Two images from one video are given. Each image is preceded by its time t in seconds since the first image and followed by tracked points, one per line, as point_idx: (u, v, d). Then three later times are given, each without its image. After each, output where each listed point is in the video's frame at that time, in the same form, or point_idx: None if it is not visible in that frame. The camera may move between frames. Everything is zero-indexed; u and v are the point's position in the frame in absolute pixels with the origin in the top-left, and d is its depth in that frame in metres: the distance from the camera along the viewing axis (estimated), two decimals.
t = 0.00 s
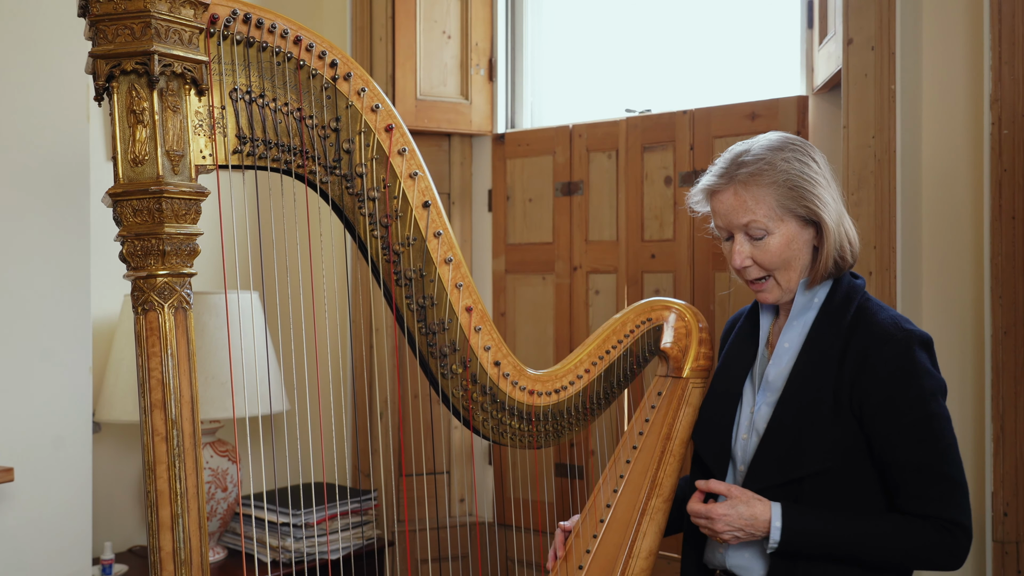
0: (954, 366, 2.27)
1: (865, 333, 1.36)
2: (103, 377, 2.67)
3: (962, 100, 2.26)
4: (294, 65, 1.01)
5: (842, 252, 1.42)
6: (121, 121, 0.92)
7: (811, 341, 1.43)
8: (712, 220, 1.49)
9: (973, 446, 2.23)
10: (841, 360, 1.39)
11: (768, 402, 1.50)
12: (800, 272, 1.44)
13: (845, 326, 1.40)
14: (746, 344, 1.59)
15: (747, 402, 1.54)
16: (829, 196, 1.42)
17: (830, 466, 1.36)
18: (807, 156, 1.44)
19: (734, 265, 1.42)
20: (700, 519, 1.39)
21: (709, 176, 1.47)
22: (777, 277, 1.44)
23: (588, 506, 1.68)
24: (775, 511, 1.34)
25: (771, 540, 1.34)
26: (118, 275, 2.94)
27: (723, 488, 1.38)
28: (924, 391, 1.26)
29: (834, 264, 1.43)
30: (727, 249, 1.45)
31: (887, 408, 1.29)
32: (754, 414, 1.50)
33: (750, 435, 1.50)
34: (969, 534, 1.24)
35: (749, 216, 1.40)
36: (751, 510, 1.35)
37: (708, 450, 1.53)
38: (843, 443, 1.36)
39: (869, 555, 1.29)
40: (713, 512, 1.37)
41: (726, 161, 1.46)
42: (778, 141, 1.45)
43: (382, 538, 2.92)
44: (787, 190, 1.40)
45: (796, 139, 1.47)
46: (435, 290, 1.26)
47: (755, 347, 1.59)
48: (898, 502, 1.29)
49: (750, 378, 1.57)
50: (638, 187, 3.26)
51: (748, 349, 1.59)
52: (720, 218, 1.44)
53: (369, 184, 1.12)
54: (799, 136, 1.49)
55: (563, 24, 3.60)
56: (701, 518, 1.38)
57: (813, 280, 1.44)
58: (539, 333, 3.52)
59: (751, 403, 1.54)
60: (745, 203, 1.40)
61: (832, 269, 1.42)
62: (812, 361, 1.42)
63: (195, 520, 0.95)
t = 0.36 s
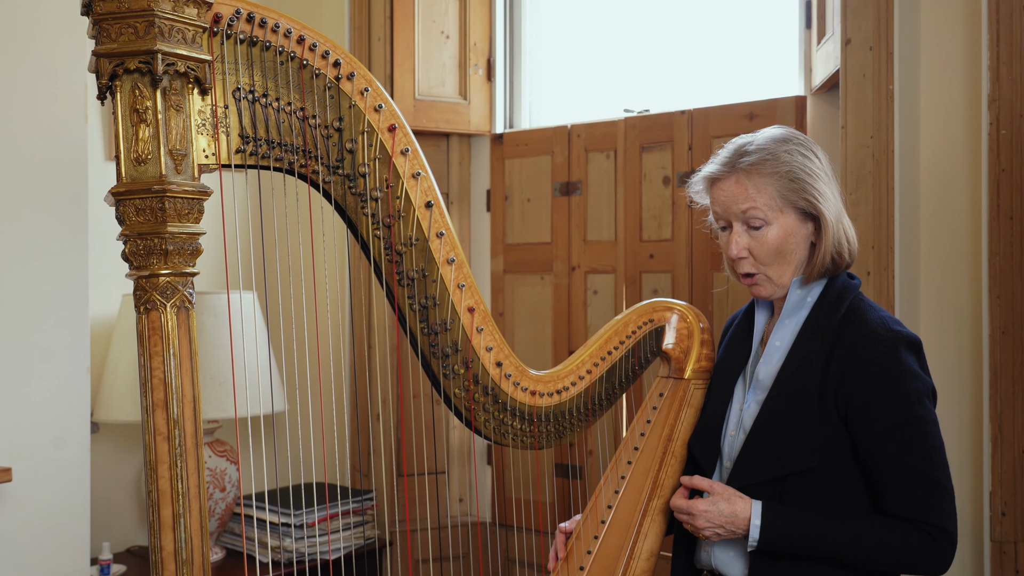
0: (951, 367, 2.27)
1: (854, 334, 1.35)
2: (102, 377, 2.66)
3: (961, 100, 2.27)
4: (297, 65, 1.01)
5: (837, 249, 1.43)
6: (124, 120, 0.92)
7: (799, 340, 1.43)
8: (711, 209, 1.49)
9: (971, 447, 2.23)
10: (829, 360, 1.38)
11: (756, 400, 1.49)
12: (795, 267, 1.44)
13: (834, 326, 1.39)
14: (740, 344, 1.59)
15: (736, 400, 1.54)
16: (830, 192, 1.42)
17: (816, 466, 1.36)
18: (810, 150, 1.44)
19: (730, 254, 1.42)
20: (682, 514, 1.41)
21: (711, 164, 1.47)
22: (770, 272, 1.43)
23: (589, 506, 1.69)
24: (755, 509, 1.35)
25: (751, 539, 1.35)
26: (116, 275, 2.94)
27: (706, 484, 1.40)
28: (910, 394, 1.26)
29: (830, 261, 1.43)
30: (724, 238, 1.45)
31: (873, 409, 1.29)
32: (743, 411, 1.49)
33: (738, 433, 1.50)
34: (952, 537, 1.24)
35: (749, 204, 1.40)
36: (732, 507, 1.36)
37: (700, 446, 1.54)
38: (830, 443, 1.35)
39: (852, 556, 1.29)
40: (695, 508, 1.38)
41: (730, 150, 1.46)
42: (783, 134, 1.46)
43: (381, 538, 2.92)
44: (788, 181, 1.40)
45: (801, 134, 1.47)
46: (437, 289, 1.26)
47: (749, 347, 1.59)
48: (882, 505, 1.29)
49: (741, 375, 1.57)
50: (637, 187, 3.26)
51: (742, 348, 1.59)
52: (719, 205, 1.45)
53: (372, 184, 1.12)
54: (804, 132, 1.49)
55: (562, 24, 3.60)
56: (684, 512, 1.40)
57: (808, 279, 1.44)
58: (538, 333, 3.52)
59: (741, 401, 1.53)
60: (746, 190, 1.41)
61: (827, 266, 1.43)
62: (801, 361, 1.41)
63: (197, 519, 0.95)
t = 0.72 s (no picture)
0: (948, 366, 2.28)
1: (864, 336, 1.36)
2: (98, 377, 2.66)
3: (957, 101, 2.28)
4: (294, 65, 1.01)
5: (851, 254, 1.43)
6: (121, 119, 0.92)
7: (808, 341, 1.43)
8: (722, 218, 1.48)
9: (968, 446, 2.23)
10: (838, 361, 1.38)
11: (763, 402, 1.49)
12: (809, 273, 1.44)
13: (844, 328, 1.39)
14: (746, 344, 1.59)
15: (741, 402, 1.54)
16: (840, 198, 1.43)
17: (824, 466, 1.36)
18: (818, 157, 1.45)
19: (746, 263, 1.42)
20: (691, 513, 1.39)
21: (721, 174, 1.46)
22: (785, 276, 1.44)
23: (585, 506, 1.68)
24: (766, 509, 1.35)
25: (762, 538, 1.35)
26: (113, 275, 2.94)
27: (715, 483, 1.39)
28: (921, 395, 1.26)
29: (844, 266, 1.43)
30: (738, 248, 1.44)
31: (884, 410, 1.29)
32: (750, 413, 1.49)
33: (744, 434, 1.49)
34: (960, 536, 1.25)
35: (763, 214, 1.39)
36: (743, 505, 1.36)
37: (703, 445, 1.53)
38: (839, 444, 1.36)
39: (861, 556, 1.30)
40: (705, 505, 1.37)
41: (739, 160, 1.45)
42: (790, 142, 1.45)
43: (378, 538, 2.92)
44: (801, 189, 1.40)
45: (807, 140, 1.47)
46: (434, 289, 1.26)
47: (753, 348, 1.58)
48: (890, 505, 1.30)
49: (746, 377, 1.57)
50: (634, 187, 3.26)
51: (746, 350, 1.58)
52: (732, 216, 1.44)
53: (368, 184, 1.12)
54: (809, 138, 1.49)
55: (559, 24, 3.60)
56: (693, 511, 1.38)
57: (824, 282, 1.44)
58: (535, 333, 3.52)
59: (747, 403, 1.53)
60: (760, 200, 1.40)
61: (842, 271, 1.43)
62: (810, 362, 1.41)
63: (193, 521, 0.95)
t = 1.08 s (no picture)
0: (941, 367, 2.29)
1: (869, 330, 1.36)
2: (92, 378, 2.65)
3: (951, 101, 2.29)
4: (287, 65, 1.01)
5: (848, 249, 1.43)
6: (114, 120, 0.92)
7: (813, 336, 1.43)
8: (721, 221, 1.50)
9: (961, 446, 2.24)
10: (843, 356, 1.39)
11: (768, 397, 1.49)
12: (808, 270, 1.45)
13: (847, 322, 1.40)
14: (750, 343, 1.60)
15: (746, 398, 1.54)
16: (836, 196, 1.43)
17: (828, 459, 1.36)
18: (813, 157, 1.45)
19: (744, 264, 1.43)
20: (700, 526, 1.36)
21: (717, 179, 1.48)
22: (785, 275, 1.45)
23: (579, 506, 1.68)
24: (778, 513, 1.35)
25: (776, 543, 1.34)
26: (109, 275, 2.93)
27: (723, 493, 1.36)
28: (926, 387, 1.27)
29: (842, 262, 1.43)
30: (737, 249, 1.46)
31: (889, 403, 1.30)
32: (755, 407, 1.50)
33: (749, 429, 1.50)
34: (965, 526, 1.27)
35: (758, 215, 1.41)
36: (754, 512, 1.35)
37: (707, 446, 1.54)
38: (844, 438, 1.36)
39: (869, 549, 1.30)
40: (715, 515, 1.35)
41: (734, 164, 1.47)
42: (784, 144, 1.46)
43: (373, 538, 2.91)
44: (795, 189, 1.41)
45: (801, 142, 1.48)
46: (427, 289, 1.26)
47: (758, 347, 1.59)
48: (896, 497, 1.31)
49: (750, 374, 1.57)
50: (629, 187, 3.26)
51: (751, 348, 1.59)
52: (730, 218, 1.45)
53: (362, 184, 1.13)
54: (803, 138, 1.50)
55: (554, 24, 3.61)
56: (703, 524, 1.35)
57: (824, 278, 1.44)
58: (529, 333, 3.53)
59: (752, 400, 1.53)
60: (755, 202, 1.41)
61: (840, 267, 1.43)
62: (815, 357, 1.41)
63: (187, 521, 0.95)
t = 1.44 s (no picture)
0: (936, 367, 2.30)
1: (836, 334, 1.28)
2: (87, 378, 2.64)
3: (945, 101, 2.30)
4: (285, 65, 1.01)
5: (822, 242, 1.35)
6: (111, 119, 0.92)
7: (784, 339, 1.36)
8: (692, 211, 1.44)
9: (956, 445, 2.25)
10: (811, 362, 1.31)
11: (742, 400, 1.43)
12: (781, 264, 1.37)
13: (819, 324, 1.32)
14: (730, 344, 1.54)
15: (721, 402, 1.49)
16: (809, 186, 1.35)
17: (792, 473, 1.29)
18: (786, 145, 1.38)
19: (711, 257, 1.37)
20: None
21: (686, 167, 1.42)
22: (756, 269, 1.38)
23: (576, 506, 1.69)
24: None
25: None
26: (103, 276, 2.92)
27: None
28: (891, 400, 1.18)
29: (815, 256, 1.35)
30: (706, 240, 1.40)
31: (853, 412, 1.21)
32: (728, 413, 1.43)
33: (723, 433, 1.45)
34: (935, 550, 1.17)
35: (724, 206, 1.35)
36: None
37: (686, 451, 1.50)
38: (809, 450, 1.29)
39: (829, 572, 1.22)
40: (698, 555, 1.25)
41: (703, 152, 1.40)
42: (757, 130, 1.39)
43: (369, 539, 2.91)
44: (763, 179, 1.34)
45: (776, 127, 1.41)
46: (425, 290, 1.26)
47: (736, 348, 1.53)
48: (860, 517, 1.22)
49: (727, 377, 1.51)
50: (624, 187, 3.27)
51: (730, 348, 1.54)
52: (698, 209, 1.40)
53: (360, 184, 1.12)
54: (780, 124, 1.43)
55: (549, 24, 3.61)
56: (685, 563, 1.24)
57: (793, 274, 1.37)
58: (524, 333, 3.53)
59: (727, 403, 1.48)
60: (720, 192, 1.35)
61: (812, 261, 1.35)
62: (782, 363, 1.34)
63: (184, 520, 0.95)
